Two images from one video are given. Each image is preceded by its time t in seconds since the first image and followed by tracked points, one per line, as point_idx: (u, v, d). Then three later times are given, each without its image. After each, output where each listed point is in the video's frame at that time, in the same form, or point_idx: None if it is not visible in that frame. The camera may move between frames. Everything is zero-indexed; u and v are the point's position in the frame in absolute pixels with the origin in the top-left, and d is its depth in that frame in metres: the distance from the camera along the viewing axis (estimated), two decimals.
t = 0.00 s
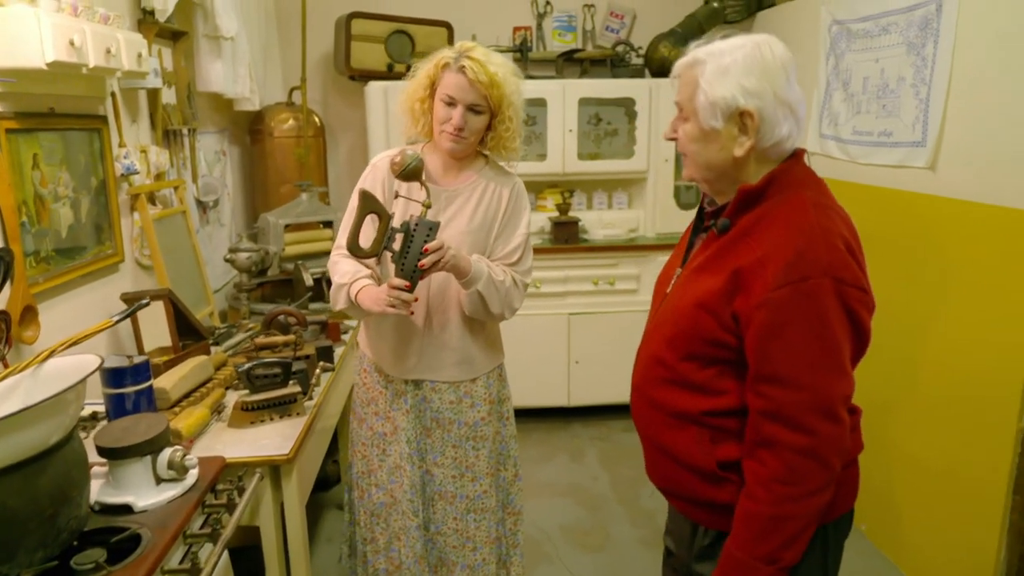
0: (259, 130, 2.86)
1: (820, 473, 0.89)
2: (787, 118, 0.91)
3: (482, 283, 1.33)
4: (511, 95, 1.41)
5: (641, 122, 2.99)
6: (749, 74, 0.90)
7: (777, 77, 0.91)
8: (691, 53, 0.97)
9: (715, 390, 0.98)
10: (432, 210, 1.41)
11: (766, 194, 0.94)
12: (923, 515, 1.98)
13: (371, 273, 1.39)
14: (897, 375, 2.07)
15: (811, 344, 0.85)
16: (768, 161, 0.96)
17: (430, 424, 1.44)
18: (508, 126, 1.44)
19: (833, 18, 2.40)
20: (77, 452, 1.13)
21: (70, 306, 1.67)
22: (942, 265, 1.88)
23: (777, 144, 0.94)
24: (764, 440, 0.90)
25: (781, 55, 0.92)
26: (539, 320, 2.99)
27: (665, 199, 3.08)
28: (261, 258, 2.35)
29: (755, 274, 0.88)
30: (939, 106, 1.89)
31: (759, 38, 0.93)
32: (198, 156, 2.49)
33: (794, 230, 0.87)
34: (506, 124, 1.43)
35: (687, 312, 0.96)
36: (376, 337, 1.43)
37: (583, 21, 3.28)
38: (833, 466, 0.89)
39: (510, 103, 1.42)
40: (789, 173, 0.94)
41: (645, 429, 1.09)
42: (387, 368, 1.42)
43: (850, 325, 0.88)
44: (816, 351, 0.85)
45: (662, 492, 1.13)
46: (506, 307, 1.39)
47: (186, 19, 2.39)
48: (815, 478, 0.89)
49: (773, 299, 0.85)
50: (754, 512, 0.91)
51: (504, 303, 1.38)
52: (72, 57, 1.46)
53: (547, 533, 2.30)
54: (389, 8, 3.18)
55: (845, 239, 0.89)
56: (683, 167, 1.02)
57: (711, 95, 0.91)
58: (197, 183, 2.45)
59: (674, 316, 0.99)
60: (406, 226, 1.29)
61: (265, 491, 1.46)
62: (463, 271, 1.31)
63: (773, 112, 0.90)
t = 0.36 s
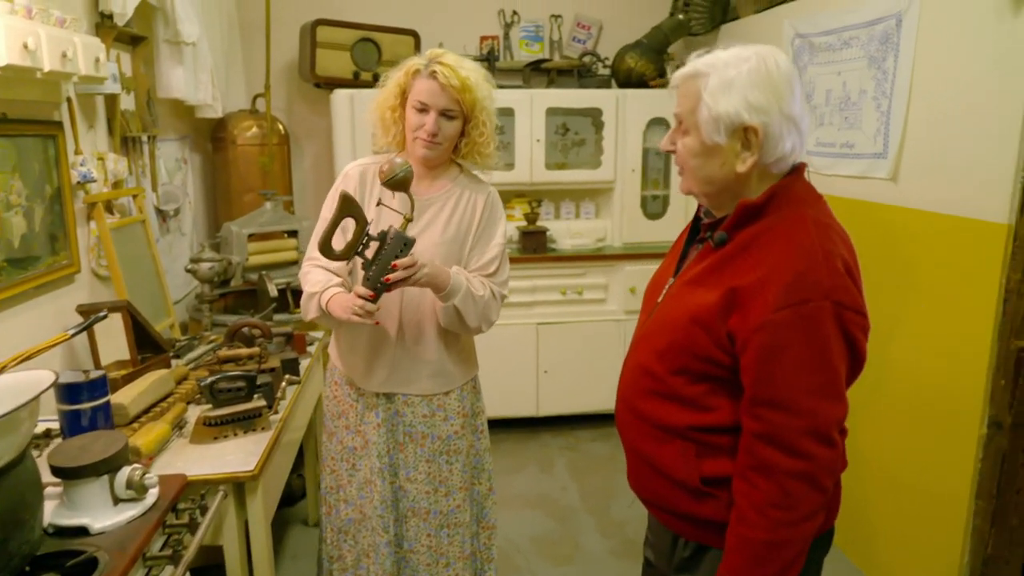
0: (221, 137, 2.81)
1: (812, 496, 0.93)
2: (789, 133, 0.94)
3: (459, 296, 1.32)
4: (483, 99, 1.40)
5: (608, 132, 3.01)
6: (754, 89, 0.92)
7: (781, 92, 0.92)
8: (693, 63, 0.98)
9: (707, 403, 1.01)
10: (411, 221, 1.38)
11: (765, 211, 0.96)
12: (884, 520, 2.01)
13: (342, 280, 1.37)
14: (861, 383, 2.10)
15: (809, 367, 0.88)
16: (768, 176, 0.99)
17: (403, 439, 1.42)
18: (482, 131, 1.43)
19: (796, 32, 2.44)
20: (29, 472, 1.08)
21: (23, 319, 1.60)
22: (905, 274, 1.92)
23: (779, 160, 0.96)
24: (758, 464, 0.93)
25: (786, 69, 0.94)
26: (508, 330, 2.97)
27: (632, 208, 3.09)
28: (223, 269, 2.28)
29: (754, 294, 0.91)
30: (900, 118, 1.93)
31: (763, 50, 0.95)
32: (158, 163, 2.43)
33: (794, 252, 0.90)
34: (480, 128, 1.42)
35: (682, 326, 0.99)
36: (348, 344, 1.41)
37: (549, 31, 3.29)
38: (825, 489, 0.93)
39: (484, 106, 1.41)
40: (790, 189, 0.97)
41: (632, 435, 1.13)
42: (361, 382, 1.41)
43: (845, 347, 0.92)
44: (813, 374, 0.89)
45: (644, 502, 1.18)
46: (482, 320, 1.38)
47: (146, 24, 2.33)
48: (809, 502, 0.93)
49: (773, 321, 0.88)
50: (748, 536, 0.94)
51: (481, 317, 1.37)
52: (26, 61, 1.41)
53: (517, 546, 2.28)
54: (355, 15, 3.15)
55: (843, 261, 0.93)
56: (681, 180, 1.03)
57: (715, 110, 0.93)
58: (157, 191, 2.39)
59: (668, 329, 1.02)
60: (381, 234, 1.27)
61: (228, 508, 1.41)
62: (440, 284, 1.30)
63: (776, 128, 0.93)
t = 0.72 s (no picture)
0: (193, 144, 2.76)
1: (809, 511, 0.94)
2: (786, 145, 0.95)
3: (440, 306, 1.30)
4: (462, 99, 1.40)
5: (585, 141, 3.02)
6: (750, 102, 0.92)
7: (778, 104, 0.93)
8: (687, 76, 0.99)
9: (702, 416, 1.01)
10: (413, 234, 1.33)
11: (762, 223, 0.97)
12: (858, 526, 2.03)
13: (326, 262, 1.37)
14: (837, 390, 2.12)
15: (807, 379, 0.89)
16: (765, 188, 1.00)
17: (384, 452, 1.41)
18: (465, 130, 1.44)
19: (770, 43, 2.47)
20: None
21: None
22: (880, 284, 1.94)
23: (775, 172, 0.97)
24: (754, 478, 0.93)
25: (781, 81, 0.95)
26: (486, 338, 2.96)
27: (609, 216, 3.10)
28: (196, 278, 2.23)
29: (751, 306, 0.91)
30: (874, 129, 1.96)
31: (758, 63, 0.96)
32: (128, 170, 2.38)
33: (793, 264, 0.91)
34: (462, 127, 1.43)
35: (678, 337, 0.99)
36: (329, 347, 1.39)
37: (526, 39, 3.30)
38: (821, 504, 0.94)
39: (464, 107, 1.41)
40: (789, 201, 0.98)
41: (625, 447, 1.13)
42: (339, 395, 1.38)
43: (842, 359, 0.92)
44: (811, 386, 0.89)
45: (633, 515, 1.17)
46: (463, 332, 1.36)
47: (116, 28, 2.29)
48: (805, 516, 0.93)
49: (771, 333, 0.88)
50: (746, 551, 0.94)
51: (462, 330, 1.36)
52: None
53: (496, 556, 2.27)
54: (331, 21, 3.12)
55: (841, 273, 0.94)
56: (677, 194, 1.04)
57: (711, 123, 0.94)
58: (127, 198, 2.34)
59: (663, 341, 1.02)
60: (381, 234, 1.24)
61: (203, 525, 1.38)
62: (421, 295, 1.28)
63: (773, 140, 0.94)
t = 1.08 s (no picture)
0: (182, 149, 2.74)
1: (814, 519, 0.94)
2: (790, 156, 0.96)
3: (426, 313, 1.29)
4: (455, 106, 1.40)
5: (575, 149, 3.03)
6: (757, 111, 0.94)
7: (784, 114, 0.94)
8: (697, 84, 1.00)
9: (707, 423, 1.02)
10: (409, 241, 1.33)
11: (768, 232, 0.98)
12: (848, 533, 2.05)
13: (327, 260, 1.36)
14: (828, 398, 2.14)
15: (813, 386, 0.90)
16: (769, 198, 1.01)
17: (379, 461, 1.40)
18: (459, 136, 1.44)
19: (760, 54, 2.50)
20: None
21: None
22: (869, 293, 1.97)
23: (779, 182, 0.99)
24: (760, 485, 0.94)
25: (789, 93, 0.96)
26: (476, 346, 2.95)
27: (599, 224, 3.11)
28: (186, 284, 2.21)
29: (757, 314, 0.92)
30: (863, 141, 1.99)
31: (767, 74, 0.97)
32: (117, 175, 2.36)
33: (799, 273, 0.92)
34: (456, 134, 1.43)
35: (683, 345, 1.00)
36: (325, 352, 1.39)
37: (516, 47, 3.31)
38: (826, 512, 0.95)
39: (456, 114, 1.41)
40: (795, 210, 0.99)
41: (629, 455, 1.13)
42: (334, 402, 1.38)
43: (847, 367, 0.93)
44: (817, 393, 0.90)
45: (635, 523, 1.18)
46: (452, 340, 1.35)
47: (106, 33, 2.27)
48: (810, 524, 0.94)
49: (778, 341, 0.89)
50: (752, 559, 0.95)
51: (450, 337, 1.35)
52: None
53: (488, 565, 2.26)
54: (321, 28, 3.12)
55: (845, 282, 0.95)
56: (681, 200, 1.06)
57: (717, 130, 0.95)
58: (115, 204, 2.32)
59: (668, 349, 1.03)
60: (375, 241, 1.23)
61: (196, 535, 1.36)
62: (408, 302, 1.27)
63: (777, 150, 0.95)
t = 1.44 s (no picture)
0: (174, 154, 2.73)
1: (812, 517, 0.95)
2: (795, 161, 0.97)
3: (422, 320, 1.29)
4: (454, 111, 1.40)
5: (568, 155, 3.04)
6: (764, 114, 0.95)
7: (791, 120, 0.96)
8: (708, 87, 1.02)
9: (709, 422, 1.02)
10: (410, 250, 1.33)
11: (772, 234, 0.99)
12: (842, 537, 2.07)
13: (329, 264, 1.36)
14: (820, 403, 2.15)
15: (814, 385, 0.91)
16: (773, 202, 1.03)
17: (378, 467, 1.40)
18: (456, 141, 1.44)
19: (751, 61, 2.53)
20: None
21: None
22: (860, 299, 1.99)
23: (785, 186, 1.00)
24: (760, 484, 0.94)
25: (797, 99, 0.97)
26: (469, 351, 2.95)
27: (592, 230, 3.12)
28: (179, 289, 2.19)
29: (761, 313, 0.93)
30: (854, 148, 2.01)
31: (777, 80, 0.98)
32: (109, 180, 2.35)
33: (803, 274, 0.93)
34: (454, 138, 1.43)
35: (687, 344, 1.01)
36: (325, 357, 1.39)
37: (509, 54, 3.33)
38: (825, 511, 0.96)
39: (454, 119, 1.41)
40: (799, 215, 1.00)
41: (630, 455, 1.14)
42: (333, 408, 1.38)
43: (849, 368, 0.95)
44: (819, 393, 0.91)
45: (634, 524, 1.19)
46: (448, 345, 1.35)
47: (99, 37, 2.26)
48: (809, 522, 0.95)
49: (781, 340, 0.90)
50: (751, 557, 0.95)
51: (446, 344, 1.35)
52: None
53: (482, 570, 2.26)
54: (314, 33, 3.11)
55: (847, 285, 0.96)
56: (688, 201, 1.07)
57: (724, 131, 0.97)
58: (107, 209, 2.31)
59: (672, 348, 1.04)
60: (375, 247, 1.23)
61: (194, 542, 1.35)
62: (403, 309, 1.27)
63: (783, 153, 0.96)
